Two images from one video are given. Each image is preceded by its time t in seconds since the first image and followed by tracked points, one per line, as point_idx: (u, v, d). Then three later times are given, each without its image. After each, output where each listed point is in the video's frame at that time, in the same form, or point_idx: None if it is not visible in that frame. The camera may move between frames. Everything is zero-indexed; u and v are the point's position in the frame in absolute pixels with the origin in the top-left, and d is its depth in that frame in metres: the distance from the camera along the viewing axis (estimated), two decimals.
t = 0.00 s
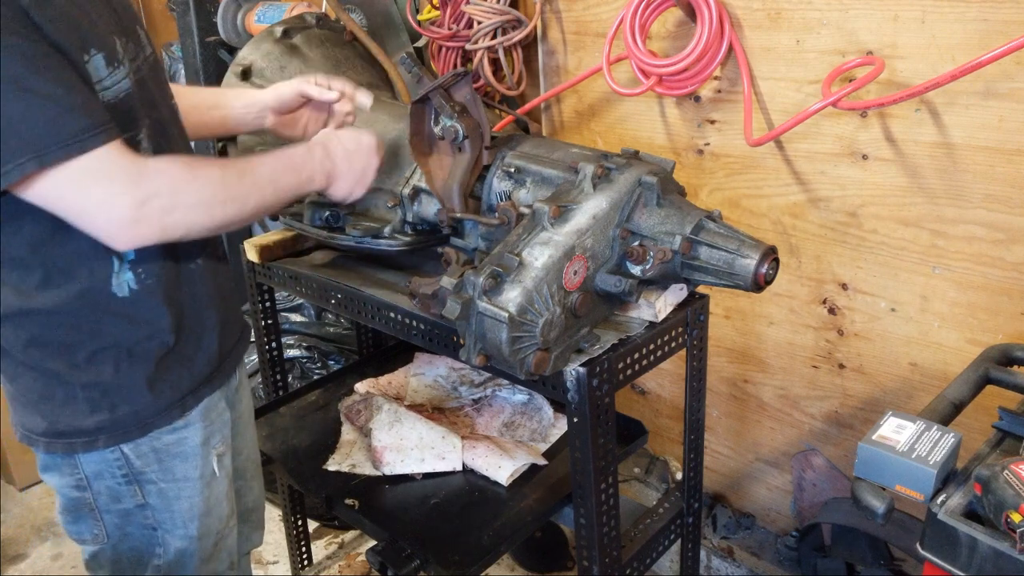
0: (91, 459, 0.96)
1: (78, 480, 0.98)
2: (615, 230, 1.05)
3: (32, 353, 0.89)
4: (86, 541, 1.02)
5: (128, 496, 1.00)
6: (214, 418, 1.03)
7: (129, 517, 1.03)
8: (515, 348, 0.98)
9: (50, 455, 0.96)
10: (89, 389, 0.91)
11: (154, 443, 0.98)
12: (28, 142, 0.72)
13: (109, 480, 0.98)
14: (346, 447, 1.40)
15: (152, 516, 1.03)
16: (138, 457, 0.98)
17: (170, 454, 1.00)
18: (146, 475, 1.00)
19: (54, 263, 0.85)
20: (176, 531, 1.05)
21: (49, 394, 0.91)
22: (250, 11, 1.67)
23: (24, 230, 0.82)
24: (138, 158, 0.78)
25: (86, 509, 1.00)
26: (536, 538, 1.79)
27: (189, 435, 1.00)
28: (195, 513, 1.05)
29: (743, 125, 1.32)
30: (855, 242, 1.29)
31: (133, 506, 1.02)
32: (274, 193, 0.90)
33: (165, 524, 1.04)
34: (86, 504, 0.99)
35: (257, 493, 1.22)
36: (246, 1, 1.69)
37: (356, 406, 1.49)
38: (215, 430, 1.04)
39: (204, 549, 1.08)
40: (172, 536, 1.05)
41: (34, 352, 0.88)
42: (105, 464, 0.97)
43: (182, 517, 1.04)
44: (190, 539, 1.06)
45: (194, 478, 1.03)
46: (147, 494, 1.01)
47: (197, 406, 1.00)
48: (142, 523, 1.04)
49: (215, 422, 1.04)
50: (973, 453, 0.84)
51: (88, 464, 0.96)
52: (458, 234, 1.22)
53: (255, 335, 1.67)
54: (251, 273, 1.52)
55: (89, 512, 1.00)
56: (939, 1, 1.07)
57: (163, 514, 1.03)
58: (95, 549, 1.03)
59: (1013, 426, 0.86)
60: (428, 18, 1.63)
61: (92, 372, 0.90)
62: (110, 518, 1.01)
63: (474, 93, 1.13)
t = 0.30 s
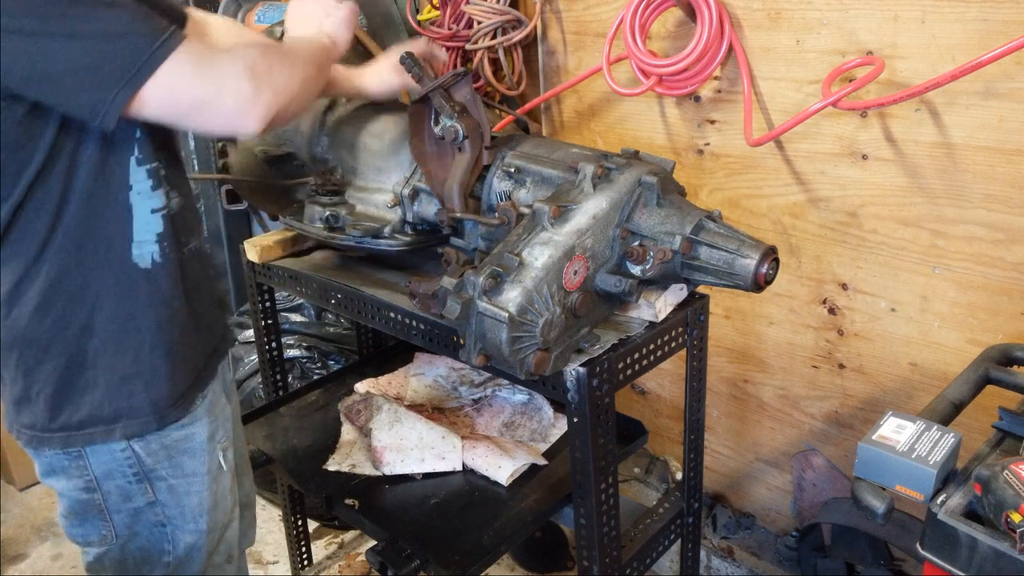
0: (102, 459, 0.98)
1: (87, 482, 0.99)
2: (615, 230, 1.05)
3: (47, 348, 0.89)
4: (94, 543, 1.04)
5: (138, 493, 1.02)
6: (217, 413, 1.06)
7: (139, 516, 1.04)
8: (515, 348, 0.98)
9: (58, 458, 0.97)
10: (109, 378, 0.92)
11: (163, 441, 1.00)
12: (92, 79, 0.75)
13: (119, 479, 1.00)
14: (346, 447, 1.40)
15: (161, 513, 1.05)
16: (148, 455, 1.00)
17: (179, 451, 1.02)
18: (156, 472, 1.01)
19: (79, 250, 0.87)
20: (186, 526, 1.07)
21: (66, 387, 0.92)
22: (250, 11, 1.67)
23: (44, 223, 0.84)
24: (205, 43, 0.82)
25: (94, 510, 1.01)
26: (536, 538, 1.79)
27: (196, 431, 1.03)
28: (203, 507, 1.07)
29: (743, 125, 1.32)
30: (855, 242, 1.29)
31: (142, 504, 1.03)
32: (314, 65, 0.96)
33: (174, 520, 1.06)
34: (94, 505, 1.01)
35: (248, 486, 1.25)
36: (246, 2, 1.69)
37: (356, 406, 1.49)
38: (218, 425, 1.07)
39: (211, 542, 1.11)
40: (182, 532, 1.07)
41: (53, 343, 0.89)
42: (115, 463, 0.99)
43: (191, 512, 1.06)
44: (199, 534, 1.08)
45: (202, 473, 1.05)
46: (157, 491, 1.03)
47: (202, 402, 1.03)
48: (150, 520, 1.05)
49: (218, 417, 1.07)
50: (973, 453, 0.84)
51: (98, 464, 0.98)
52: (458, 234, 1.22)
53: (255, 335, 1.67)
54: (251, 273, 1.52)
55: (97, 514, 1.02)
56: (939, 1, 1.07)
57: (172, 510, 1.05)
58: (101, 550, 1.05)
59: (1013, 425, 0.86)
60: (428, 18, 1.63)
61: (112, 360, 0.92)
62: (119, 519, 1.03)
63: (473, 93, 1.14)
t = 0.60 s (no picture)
0: (104, 448, 0.99)
1: (88, 472, 1.00)
2: (615, 230, 1.05)
3: (56, 323, 0.90)
4: (94, 534, 1.04)
5: (138, 485, 1.02)
6: (217, 408, 1.08)
7: (139, 508, 1.04)
8: (515, 348, 0.98)
9: (61, 446, 0.98)
10: (119, 348, 0.95)
11: (164, 432, 1.01)
12: (103, 31, 0.78)
13: (119, 471, 1.01)
14: (346, 447, 1.40)
15: (161, 506, 1.05)
16: (148, 446, 1.01)
17: (179, 444, 1.03)
18: (156, 465, 1.02)
19: (93, 223, 0.90)
20: (186, 519, 1.07)
21: (73, 360, 0.93)
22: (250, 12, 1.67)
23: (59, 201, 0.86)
24: None
25: (95, 501, 1.02)
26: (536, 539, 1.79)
27: (195, 425, 1.04)
28: (203, 501, 1.08)
29: (743, 125, 1.32)
30: (855, 242, 1.29)
31: (142, 497, 1.04)
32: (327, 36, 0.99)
33: (174, 513, 1.06)
34: (95, 496, 1.01)
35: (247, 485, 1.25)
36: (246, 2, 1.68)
37: (356, 406, 1.49)
38: (219, 419, 1.08)
39: (212, 536, 1.11)
40: (182, 525, 1.08)
41: (62, 318, 0.91)
42: (116, 454, 1.00)
43: (191, 505, 1.07)
44: (199, 528, 1.09)
45: (202, 466, 1.06)
46: (157, 484, 1.03)
47: (204, 395, 1.04)
48: (150, 513, 1.05)
49: (219, 412, 1.08)
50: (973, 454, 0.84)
51: (99, 454, 0.99)
52: (458, 234, 1.22)
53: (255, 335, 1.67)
54: (251, 273, 1.52)
55: (98, 505, 1.02)
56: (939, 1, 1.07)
57: (172, 503, 1.06)
58: (103, 542, 1.05)
59: (1013, 425, 0.86)
60: (428, 18, 1.63)
61: (122, 330, 0.94)
62: (120, 510, 1.03)
63: (473, 93, 1.14)
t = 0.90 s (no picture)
0: (118, 438, 1.00)
1: (102, 462, 1.01)
2: (615, 230, 1.05)
3: (75, 303, 0.92)
4: (106, 525, 1.05)
5: (151, 476, 1.03)
6: (228, 401, 1.08)
7: (151, 498, 1.05)
8: (515, 348, 0.98)
9: (76, 437, 0.99)
10: (137, 328, 0.96)
11: (177, 423, 1.02)
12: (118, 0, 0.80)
13: (132, 462, 1.02)
14: (346, 447, 1.40)
15: (172, 497, 1.06)
16: (162, 437, 1.02)
17: (191, 435, 1.04)
18: (169, 456, 1.03)
19: (111, 206, 0.91)
20: (196, 510, 1.08)
21: (92, 341, 0.94)
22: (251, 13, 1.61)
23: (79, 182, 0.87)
24: None
25: (108, 491, 1.03)
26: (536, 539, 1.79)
27: (207, 416, 1.05)
28: (214, 492, 1.08)
29: (743, 125, 1.32)
30: (855, 242, 1.29)
31: (154, 488, 1.05)
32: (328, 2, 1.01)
33: (185, 504, 1.07)
34: (108, 486, 1.02)
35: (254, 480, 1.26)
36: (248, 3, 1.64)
37: (356, 406, 1.49)
38: (230, 412, 1.09)
39: (223, 528, 1.12)
40: (193, 516, 1.08)
41: (81, 298, 0.92)
42: (130, 445, 1.01)
43: (202, 496, 1.07)
44: (210, 518, 1.09)
45: (213, 457, 1.07)
46: (169, 475, 1.04)
47: (215, 386, 1.05)
48: (162, 504, 1.07)
49: (229, 405, 1.09)
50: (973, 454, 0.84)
51: (112, 445, 1.00)
52: (458, 234, 1.22)
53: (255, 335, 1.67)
54: (251, 273, 1.52)
55: (110, 495, 1.03)
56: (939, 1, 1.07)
57: (183, 494, 1.06)
58: (114, 533, 1.06)
59: (1013, 426, 0.86)
60: (428, 18, 1.63)
61: (139, 311, 0.95)
62: (133, 501, 1.05)
63: (473, 93, 1.14)
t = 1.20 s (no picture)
0: (122, 435, 1.00)
1: (107, 459, 1.01)
2: (615, 230, 1.05)
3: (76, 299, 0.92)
4: (111, 521, 1.05)
5: (155, 472, 1.04)
6: (231, 397, 1.08)
7: (155, 493, 1.05)
8: (515, 348, 0.98)
9: (80, 434, 1.00)
10: (142, 321, 0.96)
11: (180, 420, 1.03)
12: None
13: (137, 458, 1.02)
14: (346, 447, 1.40)
15: (176, 492, 1.06)
16: (166, 432, 1.02)
17: (195, 431, 1.04)
18: (173, 451, 1.04)
19: (112, 199, 0.91)
20: (201, 505, 1.08)
21: (95, 336, 0.94)
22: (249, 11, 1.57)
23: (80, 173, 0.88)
24: None
25: (113, 488, 1.03)
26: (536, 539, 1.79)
27: (210, 412, 1.05)
28: (218, 487, 1.08)
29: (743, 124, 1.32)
30: (855, 242, 1.29)
31: (159, 483, 1.05)
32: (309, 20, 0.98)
33: (190, 499, 1.07)
34: (113, 483, 1.03)
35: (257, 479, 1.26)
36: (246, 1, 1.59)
37: (356, 406, 1.49)
38: (232, 408, 1.09)
39: (228, 524, 1.11)
40: (198, 511, 1.08)
41: (83, 293, 0.92)
42: (134, 441, 1.01)
43: (206, 491, 1.07)
44: (214, 513, 1.09)
45: (217, 453, 1.07)
46: (173, 470, 1.05)
47: (218, 381, 1.05)
48: (166, 500, 1.06)
49: (232, 401, 1.09)
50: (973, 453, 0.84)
51: (117, 441, 1.01)
52: (458, 234, 1.22)
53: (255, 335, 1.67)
54: (251, 273, 1.52)
55: (115, 492, 1.03)
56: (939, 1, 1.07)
57: (188, 489, 1.06)
58: (120, 530, 1.06)
59: (1013, 426, 0.86)
60: (428, 18, 1.63)
61: (143, 305, 0.95)
62: (137, 497, 1.04)
63: (473, 93, 1.14)
